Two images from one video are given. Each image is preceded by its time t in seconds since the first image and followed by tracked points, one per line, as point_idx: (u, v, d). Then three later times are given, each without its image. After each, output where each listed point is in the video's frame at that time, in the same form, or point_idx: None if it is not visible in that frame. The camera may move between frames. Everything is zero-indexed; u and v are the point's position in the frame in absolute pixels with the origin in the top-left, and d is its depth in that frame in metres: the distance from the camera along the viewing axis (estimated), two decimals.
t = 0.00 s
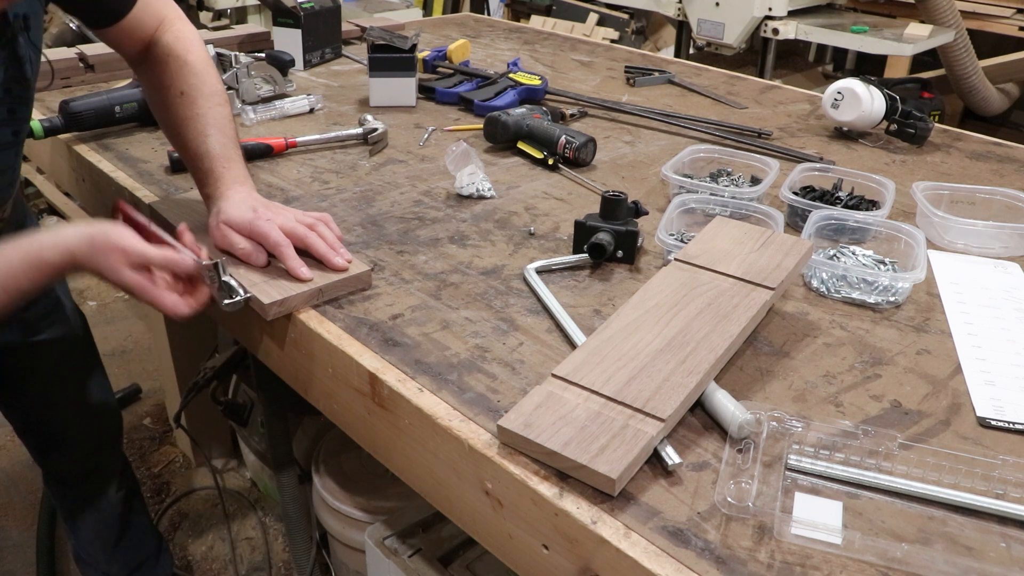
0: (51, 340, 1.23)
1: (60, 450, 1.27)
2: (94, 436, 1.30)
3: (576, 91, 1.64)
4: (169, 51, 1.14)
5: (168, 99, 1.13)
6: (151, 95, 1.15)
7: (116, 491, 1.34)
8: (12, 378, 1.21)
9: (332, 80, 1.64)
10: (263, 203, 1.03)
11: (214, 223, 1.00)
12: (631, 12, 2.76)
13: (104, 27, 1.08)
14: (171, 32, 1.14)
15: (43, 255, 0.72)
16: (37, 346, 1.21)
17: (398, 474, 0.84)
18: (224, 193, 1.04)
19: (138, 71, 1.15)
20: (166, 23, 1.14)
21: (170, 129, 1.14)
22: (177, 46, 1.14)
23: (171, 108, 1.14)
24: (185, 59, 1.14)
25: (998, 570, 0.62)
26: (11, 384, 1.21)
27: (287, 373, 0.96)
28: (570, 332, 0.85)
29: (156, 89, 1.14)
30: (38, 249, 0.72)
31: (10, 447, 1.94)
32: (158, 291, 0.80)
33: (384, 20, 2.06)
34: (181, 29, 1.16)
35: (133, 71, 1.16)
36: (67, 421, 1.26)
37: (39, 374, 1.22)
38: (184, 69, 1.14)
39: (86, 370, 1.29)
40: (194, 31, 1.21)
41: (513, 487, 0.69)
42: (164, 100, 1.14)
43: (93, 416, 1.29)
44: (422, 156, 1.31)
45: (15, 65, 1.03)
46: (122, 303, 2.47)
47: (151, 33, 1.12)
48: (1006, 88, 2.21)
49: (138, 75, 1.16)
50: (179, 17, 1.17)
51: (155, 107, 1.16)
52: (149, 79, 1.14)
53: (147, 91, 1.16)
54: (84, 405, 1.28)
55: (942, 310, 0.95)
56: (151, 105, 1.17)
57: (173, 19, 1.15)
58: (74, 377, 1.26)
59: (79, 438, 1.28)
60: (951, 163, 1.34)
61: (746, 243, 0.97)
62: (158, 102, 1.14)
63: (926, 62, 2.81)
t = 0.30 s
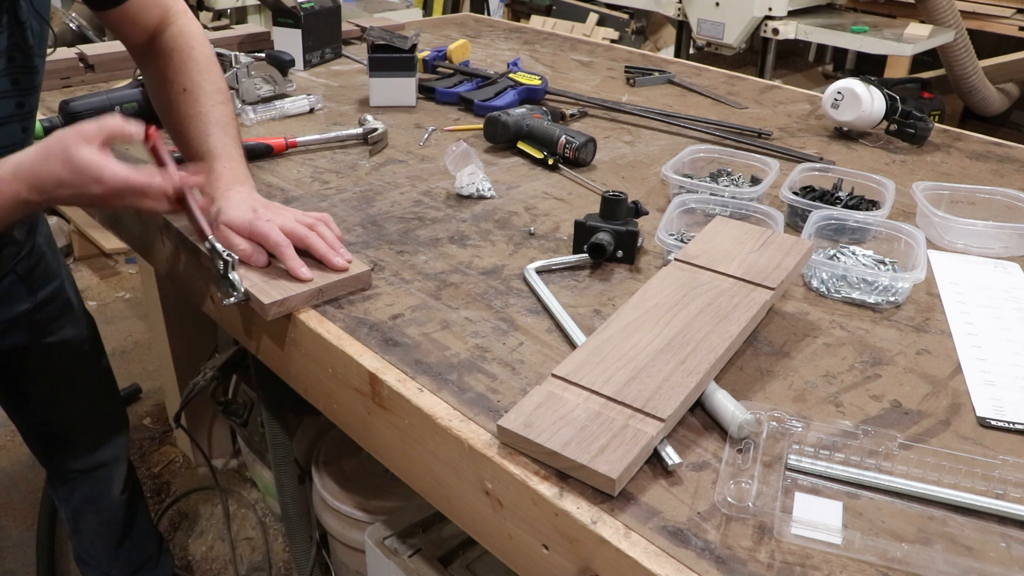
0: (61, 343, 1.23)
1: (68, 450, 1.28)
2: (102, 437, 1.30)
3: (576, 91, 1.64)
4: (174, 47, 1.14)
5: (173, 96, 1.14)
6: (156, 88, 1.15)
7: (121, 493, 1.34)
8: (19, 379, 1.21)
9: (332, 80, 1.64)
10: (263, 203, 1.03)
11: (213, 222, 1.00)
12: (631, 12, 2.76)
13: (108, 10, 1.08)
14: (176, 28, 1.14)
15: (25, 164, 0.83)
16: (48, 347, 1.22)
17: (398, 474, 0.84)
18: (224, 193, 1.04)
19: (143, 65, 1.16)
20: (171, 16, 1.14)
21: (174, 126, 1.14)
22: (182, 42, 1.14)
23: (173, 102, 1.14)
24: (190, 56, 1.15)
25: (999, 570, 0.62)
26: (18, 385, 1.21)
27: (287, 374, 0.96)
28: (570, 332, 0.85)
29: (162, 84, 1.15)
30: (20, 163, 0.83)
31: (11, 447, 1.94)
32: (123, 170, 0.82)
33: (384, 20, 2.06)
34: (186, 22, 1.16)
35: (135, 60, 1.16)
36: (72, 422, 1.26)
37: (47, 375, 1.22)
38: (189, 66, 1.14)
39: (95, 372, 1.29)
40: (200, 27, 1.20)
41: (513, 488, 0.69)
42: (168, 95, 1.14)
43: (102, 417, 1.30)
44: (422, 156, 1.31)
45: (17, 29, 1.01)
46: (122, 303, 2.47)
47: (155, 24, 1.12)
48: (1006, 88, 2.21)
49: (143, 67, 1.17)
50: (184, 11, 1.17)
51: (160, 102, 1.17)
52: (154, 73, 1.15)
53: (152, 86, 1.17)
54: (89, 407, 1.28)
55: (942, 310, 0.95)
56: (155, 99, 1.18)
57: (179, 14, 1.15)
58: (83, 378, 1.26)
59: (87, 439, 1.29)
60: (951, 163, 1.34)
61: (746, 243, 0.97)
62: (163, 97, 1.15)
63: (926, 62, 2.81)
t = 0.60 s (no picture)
0: (61, 344, 1.23)
1: (67, 452, 1.28)
2: (102, 438, 1.30)
3: (576, 91, 1.64)
4: (174, 46, 1.14)
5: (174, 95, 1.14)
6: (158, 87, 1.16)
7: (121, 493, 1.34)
8: (18, 380, 1.21)
9: (332, 80, 1.64)
10: (263, 203, 1.03)
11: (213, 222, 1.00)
12: (631, 12, 2.76)
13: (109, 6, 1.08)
14: (176, 27, 1.14)
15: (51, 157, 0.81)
16: (47, 349, 1.21)
17: (398, 474, 0.84)
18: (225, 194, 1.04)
19: (144, 63, 1.16)
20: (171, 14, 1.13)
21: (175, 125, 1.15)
22: (182, 41, 1.14)
23: (174, 101, 1.15)
24: (190, 55, 1.14)
25: (999, 570, 0.62)
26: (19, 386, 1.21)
27: (288, 374, 0.96)
28: (570, 332, 0.85)
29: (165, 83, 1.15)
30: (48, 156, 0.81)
31: (11, 447, 1.94)
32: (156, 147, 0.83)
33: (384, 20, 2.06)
34: (186, 21, 1.16)
35: (135, 58, 1.16)
36: (72, 423, 1.26)
37: (48, 376, 1.22)
38: (189, 65, 1.14)
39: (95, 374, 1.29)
40: (200, 25, 1.20)
41: (513, 487, 0.69)
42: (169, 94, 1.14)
43: (102, 418, 1.30)
44: (422, 156, 1.31)
45: (17, 14, 1.00)
46: (122, 303, 2.47)
47: (156, 22, 1.12)
48: (1006, 88, 2.21)
49: (144, 66, 1.17)
50: (185, 9, 1.17)
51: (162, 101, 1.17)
52: (156, 72, 1.15)
53: (154, 85, 1.17)
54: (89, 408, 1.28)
55: (942, 310, 0.95)
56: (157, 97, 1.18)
57: (179, 12, 1.15)
58: (83, 380, 1.26)
59: (87, 440, 1.28)
60: (951, 163, 1.34)
61: (746, 243, 0.97)
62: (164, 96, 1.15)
63: (926, 62, 2.81)
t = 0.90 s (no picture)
0: (62, 345, 1.22)
1: (67, 452, 1.28)
2: (102, 439, 1.30)
3: (576, 91, 1.64)
4: (174, 44, 1.14)
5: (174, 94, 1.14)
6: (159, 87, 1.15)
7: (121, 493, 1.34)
8: (19, 382, 1.21)
9: (332, 80, 1.64)
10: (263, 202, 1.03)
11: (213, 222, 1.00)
12: (631, 12, 2.76)
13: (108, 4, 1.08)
14: (176, 25, 1.14)
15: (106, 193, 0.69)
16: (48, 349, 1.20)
17: (398, 475, 0.84)
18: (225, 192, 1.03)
19: (145, 63, 1.16)
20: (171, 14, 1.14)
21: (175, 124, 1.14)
22: (182, 40, 1.14)
23: (174, 101, 1.14)
24: (190, 54, 1.15)
25: (999, 570, 0.62)
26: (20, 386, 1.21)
27: (288, 374, 0.96)
28: (570, 332, 0.85)
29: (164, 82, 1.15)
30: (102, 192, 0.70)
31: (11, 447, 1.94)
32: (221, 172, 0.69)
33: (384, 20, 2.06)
34: (186, 21, 1.16)
35: (135, 58, 1.17)
36: (72, 424, 1.26)
37: (48, 378, 1.22)
38: (188, 63, 1.14)
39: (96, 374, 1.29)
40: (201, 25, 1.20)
41: (513, 488, 0.69)
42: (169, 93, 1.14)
43: (103, 418, 1.30)
44: (422, 156, 1.31)
45: (17, 11, 1.00)
46: (122, 304, 2.47)
47: (156, 22, 1.12)
48: (1006, 88, 2.21)
49: (145, 67, 1.17)
50: (185, 9, 1.17)
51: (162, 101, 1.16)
52: (156, 71, 1.15)
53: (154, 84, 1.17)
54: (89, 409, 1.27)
55: (942, 310, 0.95)
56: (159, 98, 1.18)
57: (179, 11, 1.15)
58: (83, 382, 1.26)
59: (87, 441, 1.28)
60: (951, 163, 1.34)
61: (747, 244, 0.97)
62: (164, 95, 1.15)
63: (926, 62, 2.81)
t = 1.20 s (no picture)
0: (63, 345, 1.22)
1: (68, 452, 1.27)
2: (103, 439, 1.30)
3: (576, 91, 1.64)
4: (175, 43, 1.14)
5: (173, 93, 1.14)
6: (156, 85, 1.15)
7: (121, 493, 1.34)
8: (20, 382, 1.21)
9: (332, 80, 1.64)
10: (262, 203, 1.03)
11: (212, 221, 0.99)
12: (631, 12, 2.76)
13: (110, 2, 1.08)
14: (177, 24, 1.14)
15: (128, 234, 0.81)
16: (50, 349, 1.20)
17: (398, 475, 0.84)
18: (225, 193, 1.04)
19: (143, 60, 1.15)
20: (173, 12, 1.14)
21: (173, 123, 1.14)
22: (183, 39, 1.15)
23: (173, 101, 1.14)
24: (191, 53, 1.15)
25: (999, 570, 0.62)
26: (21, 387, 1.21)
27: (288, 373, 0.96)
28: (570, 332, 0.85)
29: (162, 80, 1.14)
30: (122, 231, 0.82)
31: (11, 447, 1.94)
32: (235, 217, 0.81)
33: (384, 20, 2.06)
34: (186, 20, 1.16)
35: (133, 57, 1.16)
36: (73, 424, 1.26)
37: (48, 378, 1.22)
38: (189, 63, 1.14)
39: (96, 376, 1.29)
40: (200, 24, 1.21)
41: (512, 488, 0.69)
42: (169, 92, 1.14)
43: (103, 419, 1.30)
44: (422, 156, 1.31)
45: (20, 12, 1.00)
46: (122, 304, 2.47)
47: (156, 20, 1.12)
48: (1006, 88, 2.21)
49: (142, 64, 1.17)
50: (185, 8, 1.16)
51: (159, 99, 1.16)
52: (154, 69, 1.15)
53: (151, 82, 1.16)
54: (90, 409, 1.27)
55: (942, 310, 0.95)
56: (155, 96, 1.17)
57: (180, 10, 1.15)
58: (83, 382, 1.26)
59: (88, 441, 1.28)
60: (951, 163, 1.34)
61: (747, 244, 0.97)
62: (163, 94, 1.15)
63: (926, 62, 2.81)
